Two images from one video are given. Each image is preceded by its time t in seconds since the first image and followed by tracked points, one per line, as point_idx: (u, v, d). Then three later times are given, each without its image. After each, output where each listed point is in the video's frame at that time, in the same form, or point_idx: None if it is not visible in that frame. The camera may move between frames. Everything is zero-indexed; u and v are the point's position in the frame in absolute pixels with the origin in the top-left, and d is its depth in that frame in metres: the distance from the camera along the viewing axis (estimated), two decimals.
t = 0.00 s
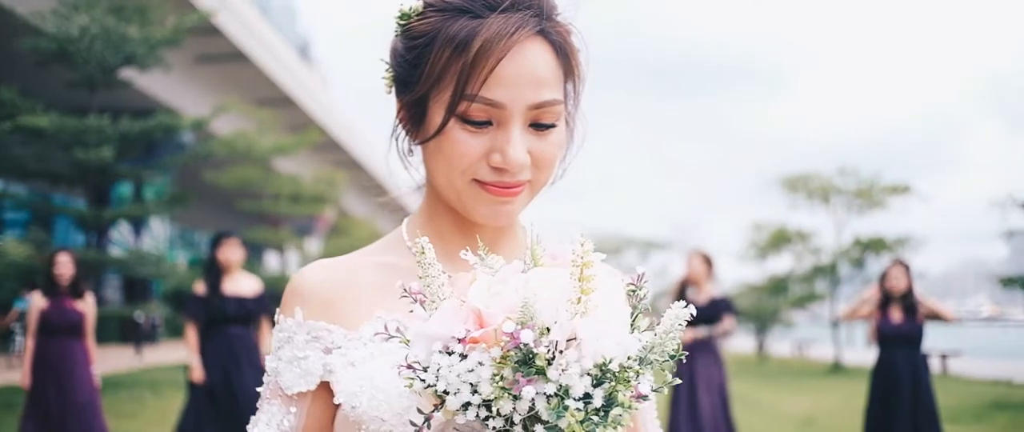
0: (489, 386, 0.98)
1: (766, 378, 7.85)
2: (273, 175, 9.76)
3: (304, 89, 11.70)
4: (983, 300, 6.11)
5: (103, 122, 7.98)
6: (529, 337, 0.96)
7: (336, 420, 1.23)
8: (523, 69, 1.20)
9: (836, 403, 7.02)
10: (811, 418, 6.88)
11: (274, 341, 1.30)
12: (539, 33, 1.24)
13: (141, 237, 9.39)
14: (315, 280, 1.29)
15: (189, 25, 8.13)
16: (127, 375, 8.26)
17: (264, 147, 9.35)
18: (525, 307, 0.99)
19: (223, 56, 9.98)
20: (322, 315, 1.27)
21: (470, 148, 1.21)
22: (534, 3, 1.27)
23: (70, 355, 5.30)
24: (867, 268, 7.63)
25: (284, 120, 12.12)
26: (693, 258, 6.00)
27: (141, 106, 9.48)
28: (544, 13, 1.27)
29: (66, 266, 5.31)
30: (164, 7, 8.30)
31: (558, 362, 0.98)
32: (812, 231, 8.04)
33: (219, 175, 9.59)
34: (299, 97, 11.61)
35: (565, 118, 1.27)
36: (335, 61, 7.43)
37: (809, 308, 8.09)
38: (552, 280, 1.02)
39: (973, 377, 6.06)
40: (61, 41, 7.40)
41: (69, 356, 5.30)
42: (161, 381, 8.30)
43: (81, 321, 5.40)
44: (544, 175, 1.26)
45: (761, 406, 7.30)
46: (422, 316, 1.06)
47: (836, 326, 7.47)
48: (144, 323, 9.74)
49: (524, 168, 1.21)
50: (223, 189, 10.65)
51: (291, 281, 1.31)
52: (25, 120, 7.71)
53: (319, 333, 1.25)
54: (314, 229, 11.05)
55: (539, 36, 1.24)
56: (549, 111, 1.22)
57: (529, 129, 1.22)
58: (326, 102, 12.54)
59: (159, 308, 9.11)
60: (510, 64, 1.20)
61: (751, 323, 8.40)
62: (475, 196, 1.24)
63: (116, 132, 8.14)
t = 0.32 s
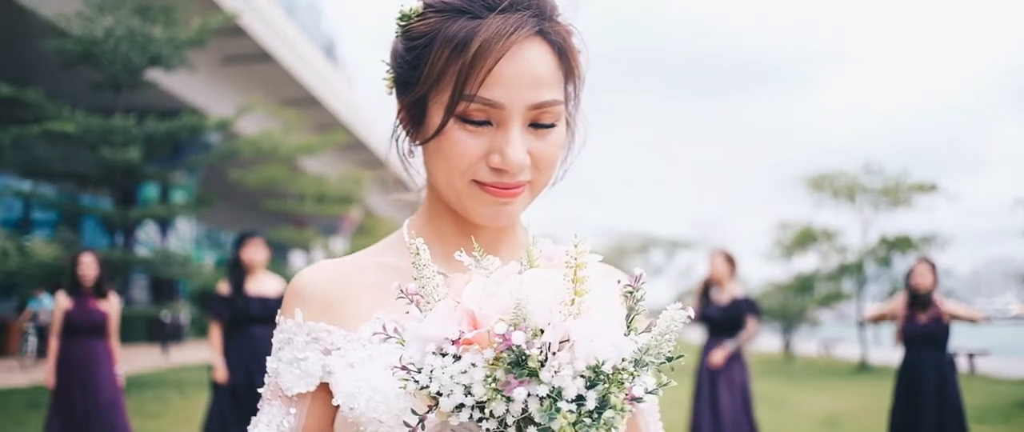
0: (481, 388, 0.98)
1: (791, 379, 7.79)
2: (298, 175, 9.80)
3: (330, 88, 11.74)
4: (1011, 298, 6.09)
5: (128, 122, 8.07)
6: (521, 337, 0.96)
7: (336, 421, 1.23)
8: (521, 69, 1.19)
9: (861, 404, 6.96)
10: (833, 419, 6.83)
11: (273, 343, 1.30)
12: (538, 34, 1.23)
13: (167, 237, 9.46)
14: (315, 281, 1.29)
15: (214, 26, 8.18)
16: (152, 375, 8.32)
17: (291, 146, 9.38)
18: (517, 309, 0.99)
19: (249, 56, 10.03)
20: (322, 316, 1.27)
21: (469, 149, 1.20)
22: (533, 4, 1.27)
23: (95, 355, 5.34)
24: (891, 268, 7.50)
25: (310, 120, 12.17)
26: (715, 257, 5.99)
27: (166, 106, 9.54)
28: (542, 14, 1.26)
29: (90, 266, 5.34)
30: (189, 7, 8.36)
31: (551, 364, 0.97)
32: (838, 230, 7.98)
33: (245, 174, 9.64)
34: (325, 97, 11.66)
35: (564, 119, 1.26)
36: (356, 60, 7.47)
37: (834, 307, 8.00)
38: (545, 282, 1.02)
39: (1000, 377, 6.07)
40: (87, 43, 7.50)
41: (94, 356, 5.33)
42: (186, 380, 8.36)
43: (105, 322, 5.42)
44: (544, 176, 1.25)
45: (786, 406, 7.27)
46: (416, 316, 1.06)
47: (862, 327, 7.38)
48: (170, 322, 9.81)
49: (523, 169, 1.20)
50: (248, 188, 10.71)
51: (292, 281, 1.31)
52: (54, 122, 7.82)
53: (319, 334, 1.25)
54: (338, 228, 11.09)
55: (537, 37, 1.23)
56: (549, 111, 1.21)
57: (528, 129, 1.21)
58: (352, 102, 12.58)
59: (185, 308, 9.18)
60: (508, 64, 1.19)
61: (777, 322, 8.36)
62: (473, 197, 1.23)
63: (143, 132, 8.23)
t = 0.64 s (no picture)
0: (477, 390, 0.97)
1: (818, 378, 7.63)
2: (325, 175, 9.84)
3: (358, 89, 11.81)
4: None
5: (156, 124, 8.30)
6: (515, 340, 0.96)
7: (338, 424, 1.23)
8: (521, 67, 1.17)
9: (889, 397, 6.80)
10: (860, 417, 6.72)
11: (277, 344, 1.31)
12: (539, 31, 1.21)
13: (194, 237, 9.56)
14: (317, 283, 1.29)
15: (240, 27, 8.27)
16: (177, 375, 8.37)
17: (319, 147, 9.43)
18: (513, 312, 0.99)
19: (277, 58, 10.11)
20: (324, 318, 1.27)
21: (470, 148, 1.18)
22: (533, 2, 1.25)
23: (121, 354, 5.38)
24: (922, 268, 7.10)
25: (339, 121, 12.25)
26: (741, 257, 5.96)
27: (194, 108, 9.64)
28: (544, 12, 1.24)
29: (114, 267, 5.38)
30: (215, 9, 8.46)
31: (546, 369, 0.97)
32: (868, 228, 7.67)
33: (273, 175, 9.71)
34: (353, 98, 11.72)
35: (567, 117, 1.23)
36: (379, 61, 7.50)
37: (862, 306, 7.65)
38: (541, 285, 1.01)
39: None
40: (115, 43, 7.57)
41: (120, 355, 5.38)
42: (212, 380, 8.39)
43: (130, 322, 5.46)
44: (547, 174, 1.22)
45: (811, 405, 7.19)
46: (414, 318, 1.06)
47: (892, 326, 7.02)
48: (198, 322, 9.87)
49: (525, 168, 1.18)
50: (277, 189, 10.78)
51: (295, 284, 1.31)
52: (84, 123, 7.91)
53: (322, 337, 1.25)
54: (366, 228, 11.11)
55: (538, 35, 1.21)
56: (551, 109, 1.19)
57: (530, 126, 1.19)
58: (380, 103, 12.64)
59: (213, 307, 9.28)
60: (508, 61, 1.17)
61: (805, 320, 8.27)
62: (477, 196, 1.21)
63: (170, 134, 8.45)
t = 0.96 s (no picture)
0: (477, 394, 0.96)
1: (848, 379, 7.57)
2: (354, 174, 9.87)
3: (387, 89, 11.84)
4: None
5: (184, 125, 8.37)
6: (513, 344, 0.95)
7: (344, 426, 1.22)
8: (521, 57, 1.15)
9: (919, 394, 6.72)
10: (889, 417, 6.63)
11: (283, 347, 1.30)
12: (539, 24, 1.19)
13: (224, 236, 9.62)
14: (323, 284, 1.29)
15: (268, 27, 8.32)
16: (205, 374, 8.41)
17: (349, 147, 9.45)
18: (512, 317, 0.99)
19: (307, 59, 10.15)
20: (330, 321, 1.26)
21: (473, 141, 1.15)
22: None
23: (148, 353, 5.40)
24: (949, 265, 6.46)
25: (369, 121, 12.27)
26: (768, 256, 5.91)
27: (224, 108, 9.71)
28: (545, 7, 1.22)
29: (142, 266, 5.40)
30: (245, 9, 8.51)
31: (545, 372, 0.96)
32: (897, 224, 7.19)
33: (303, 174, 9.76)
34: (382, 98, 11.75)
35: (570, 110, 1.21)
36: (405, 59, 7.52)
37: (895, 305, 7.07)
38: (541, 288, 1.00)
39: None
40: (144, 43, 7.67)
41: (147, 353, 5.40)
42: (240, 378, 8.43)
43: (158, 321, 5.49)
44: (553, 170, 1.19)
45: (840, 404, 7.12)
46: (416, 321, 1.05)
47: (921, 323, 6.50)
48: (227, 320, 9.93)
49: (530, 160, 1.15)
50: (307, 188, 10.82)
51: (302, 287, 1.30)
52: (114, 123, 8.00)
53: (327, 338, 1.25)
54: (395, 228, 11.12)
55: (537, 27, 1.19)
56: (554, 100, 1.17)
57: (533, 119, 1.17)
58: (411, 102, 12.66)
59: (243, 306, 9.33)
60: (508, 52, 1.15)
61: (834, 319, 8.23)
62: (481, 192, 1.17)
63: (200, 135, 8.52)
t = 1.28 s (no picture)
0: (477, 396, 0.96)
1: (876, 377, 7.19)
2: (385, 174, 9.85)
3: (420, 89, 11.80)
4: None
5: (215, 126, 8.44)
6: (512, 347, 0.95)
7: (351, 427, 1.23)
8: (522, 50, 1.15)
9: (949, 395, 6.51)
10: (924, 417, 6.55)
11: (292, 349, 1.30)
12: (541, 18, 1.19)
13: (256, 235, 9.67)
14: (331, 287, 1.29)
15: (298, 27, 8.35)
16: (235, 374, 8.43)
17: (379, 146, 9.43)
18: (512, 320, 0.98)
19: (338, 59, 10.14)
20: (336, 323, 1.27)
21: (477, 135, 1.15)
22: None
23: (175, 354, 5.42)
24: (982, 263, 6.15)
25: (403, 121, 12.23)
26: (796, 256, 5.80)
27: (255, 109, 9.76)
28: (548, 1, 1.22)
29: (170, 266, 5.41)
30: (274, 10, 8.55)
31: (545, 375, 0.96)
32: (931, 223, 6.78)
33: (334, 174, 9.78)
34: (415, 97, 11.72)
35: (576, 104, 1.20)
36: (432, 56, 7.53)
37: (925, 305, 6.61)
38: (542, 289, 1.00)
39: None
40: (173, 44, 7.77)
41: (174, 354, 5.41)
42: (269, 378, 8.44)
43: (186, 321, 5.51)
44: (559, 164, 1.18)
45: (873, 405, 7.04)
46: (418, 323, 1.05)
47: (952, 323, 6.03)
48: (259, 319, 9.98)
49: (534, 154, 1.14)
50: (339, 188, 10.80)
51: (308, 289, 1.30)
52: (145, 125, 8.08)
53: (333, 340, 1.25)
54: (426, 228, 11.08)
55: (540, 21, 1.19)
56: (557, 93, 1.16)
57: (537, 113, 1.16)
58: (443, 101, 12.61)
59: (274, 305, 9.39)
60: (508, 45, 1.15)
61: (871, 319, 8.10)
62: (486, 187, 1.17)
63: (230, 135, 8.57)
